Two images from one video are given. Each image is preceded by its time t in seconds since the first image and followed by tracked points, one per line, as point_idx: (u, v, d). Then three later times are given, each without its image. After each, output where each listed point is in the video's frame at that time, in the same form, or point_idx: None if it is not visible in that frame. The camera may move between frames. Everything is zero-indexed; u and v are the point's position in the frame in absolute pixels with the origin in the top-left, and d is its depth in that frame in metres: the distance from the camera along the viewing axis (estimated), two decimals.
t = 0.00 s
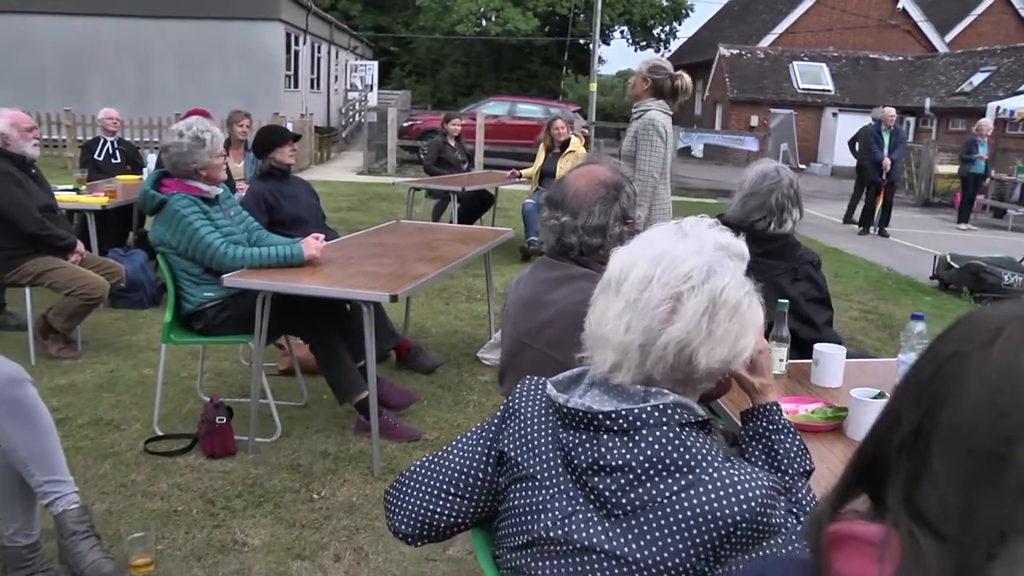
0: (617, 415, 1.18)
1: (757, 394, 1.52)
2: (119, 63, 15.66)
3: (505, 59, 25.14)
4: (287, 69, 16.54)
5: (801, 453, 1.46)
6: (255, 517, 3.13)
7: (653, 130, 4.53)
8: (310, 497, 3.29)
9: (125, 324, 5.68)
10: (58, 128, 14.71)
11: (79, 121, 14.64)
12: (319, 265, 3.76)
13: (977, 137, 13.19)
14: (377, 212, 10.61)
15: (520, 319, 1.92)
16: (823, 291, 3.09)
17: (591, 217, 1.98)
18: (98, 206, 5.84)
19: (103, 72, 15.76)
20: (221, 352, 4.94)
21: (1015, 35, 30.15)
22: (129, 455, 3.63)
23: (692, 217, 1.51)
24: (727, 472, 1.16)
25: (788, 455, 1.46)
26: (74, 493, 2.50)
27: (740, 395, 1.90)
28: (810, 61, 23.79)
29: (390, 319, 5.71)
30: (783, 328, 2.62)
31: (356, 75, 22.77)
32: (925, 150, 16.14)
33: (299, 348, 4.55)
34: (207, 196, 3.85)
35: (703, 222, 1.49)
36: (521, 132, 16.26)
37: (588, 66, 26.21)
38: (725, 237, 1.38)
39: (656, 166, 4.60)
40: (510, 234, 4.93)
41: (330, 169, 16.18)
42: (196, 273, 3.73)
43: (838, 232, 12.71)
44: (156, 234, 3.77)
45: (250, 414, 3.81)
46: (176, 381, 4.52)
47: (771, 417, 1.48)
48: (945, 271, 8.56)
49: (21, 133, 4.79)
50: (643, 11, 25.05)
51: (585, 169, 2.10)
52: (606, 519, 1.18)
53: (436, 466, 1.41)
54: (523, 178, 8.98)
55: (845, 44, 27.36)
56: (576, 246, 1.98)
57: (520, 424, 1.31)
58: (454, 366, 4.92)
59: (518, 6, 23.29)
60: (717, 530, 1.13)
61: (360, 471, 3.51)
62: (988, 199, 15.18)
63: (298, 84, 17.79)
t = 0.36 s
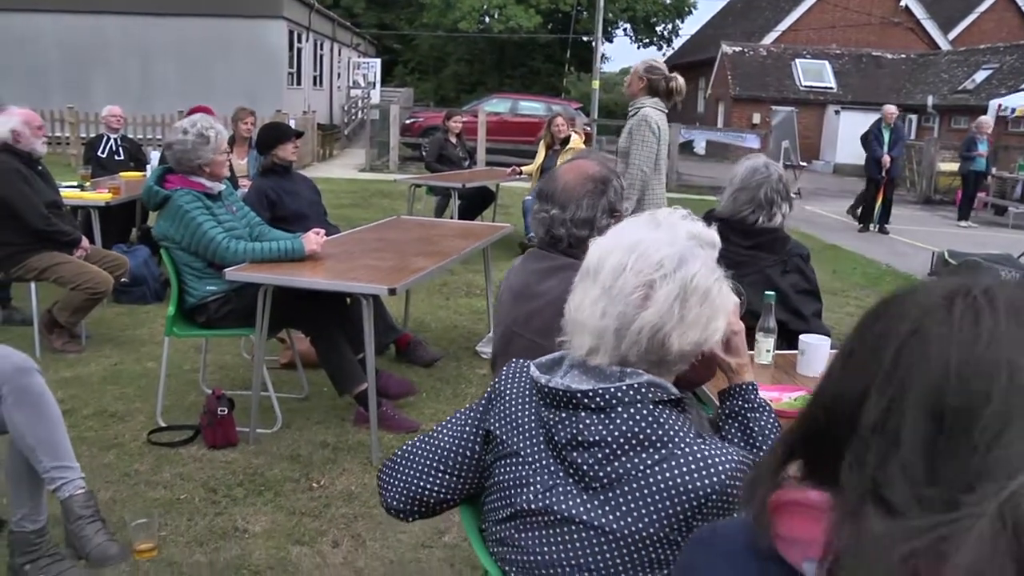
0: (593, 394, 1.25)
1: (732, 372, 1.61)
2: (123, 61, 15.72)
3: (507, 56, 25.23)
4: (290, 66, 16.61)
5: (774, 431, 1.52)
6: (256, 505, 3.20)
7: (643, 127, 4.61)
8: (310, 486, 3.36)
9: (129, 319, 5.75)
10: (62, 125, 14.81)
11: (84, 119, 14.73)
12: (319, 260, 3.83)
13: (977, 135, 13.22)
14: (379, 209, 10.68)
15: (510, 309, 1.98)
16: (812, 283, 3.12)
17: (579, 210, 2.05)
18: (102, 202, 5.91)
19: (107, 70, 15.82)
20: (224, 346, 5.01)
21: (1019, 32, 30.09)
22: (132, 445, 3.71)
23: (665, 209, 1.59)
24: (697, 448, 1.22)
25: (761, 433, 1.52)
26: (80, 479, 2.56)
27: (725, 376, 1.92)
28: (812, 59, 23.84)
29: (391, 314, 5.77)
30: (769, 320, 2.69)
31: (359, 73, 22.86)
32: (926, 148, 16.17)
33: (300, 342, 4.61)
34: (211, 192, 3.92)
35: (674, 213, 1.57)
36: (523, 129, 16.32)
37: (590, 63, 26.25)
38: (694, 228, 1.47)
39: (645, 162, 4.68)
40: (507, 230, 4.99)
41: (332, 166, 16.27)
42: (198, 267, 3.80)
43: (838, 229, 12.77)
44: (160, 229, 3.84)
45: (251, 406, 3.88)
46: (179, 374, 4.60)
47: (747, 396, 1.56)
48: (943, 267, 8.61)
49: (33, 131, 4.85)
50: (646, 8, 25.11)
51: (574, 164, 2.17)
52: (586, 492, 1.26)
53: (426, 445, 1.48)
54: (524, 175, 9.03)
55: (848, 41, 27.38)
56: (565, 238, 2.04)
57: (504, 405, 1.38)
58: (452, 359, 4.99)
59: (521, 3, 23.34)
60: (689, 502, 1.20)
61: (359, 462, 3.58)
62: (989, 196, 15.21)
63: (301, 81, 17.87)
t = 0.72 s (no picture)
0: (563, 380, 1.30)
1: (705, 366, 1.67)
2: (128, 60, 15.79)
3: (512, 54, 25.28)
4: (294, 63, 16.68)
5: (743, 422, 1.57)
6: (253, 495, 3.26)
7: (638, 121, 4.69)
8: (306, 477, 3.42)
9: (132, 314, 5.82)
10: (67, 123, 14.89)
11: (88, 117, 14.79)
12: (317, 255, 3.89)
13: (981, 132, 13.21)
14: (381, 206, 10.73)
15: (496, 301, 2.03)
16: (800, 277, 3.16)
17: (563, 205, 2.10)
18: (106, 199, 5.98)
19: (111, 68, 15.88)
20: (225, 340, 5.08)
21: None
22: (134, 436, 3.77)
23: (637, 205, 1.66)
24: (663, 432, 1.27)
25: (730, 422, 1.57)
26: (80, 468, 2.63)
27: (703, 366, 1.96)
28: (816, 56, 23.82)
29: (389, 309, 5.83)
30: (756, 313, 2.74)
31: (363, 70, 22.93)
32: (929, 145, 16.16)
33: (299, 337, 4.67)
34: (211, 188, 3.98)
35: (644, 208, 1.63)
36: (526, 127, 16.35)
37: (594, 61, 26.26)
38: (663, 223, 1.53)
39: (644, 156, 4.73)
40: (504, 227, 5.04)
41: (336, 164, 16.33)
42: (198, 262, 3.85)
43: (840, 226, 12.79)
44: (161, 225, 3.89)
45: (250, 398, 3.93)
46: (180, 368, 4.66)
47: (717, 388, 1.61)
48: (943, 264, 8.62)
49: (38, 128, 4.92)
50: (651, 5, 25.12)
51: (558, 160, 2.22)
52: (556, 474, 1.31)
53: (409, 431, 1.53)
54: (525, 172, 9.07)
55: (852, 38, 27.33)
56: (549, 232, 2.10)
57: (480, 392, 1.43)
58: (450, 355, 5.04)
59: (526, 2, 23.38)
60: (655, 484, 1.26)
61: (355, 454, 3.64)
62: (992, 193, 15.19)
63: (305, 79, 17.93)
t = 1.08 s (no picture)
0: (529, 368, 1.31)
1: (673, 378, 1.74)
2: (141, 58, 15.92)
3: (524, 53, 25.32)
4: (305, 62, 16.77)
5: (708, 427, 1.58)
6: (250, 485, 3.31)
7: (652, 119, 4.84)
8: (302, 468, 3.47)
9: (138, 308, 5.88)
10: (79, 120, 14.99)
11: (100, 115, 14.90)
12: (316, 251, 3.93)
13: (991, 132, 13.15)
14: (389, 204, 10.78)
15: (480, 296, 2.07)
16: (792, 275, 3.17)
17: (545, 201, 2.13)
18: (113, 194, 6.04)
19: (124, 65, 16.01)
20: (228, 334, 5.13)
21: None
22: (134, 427, 3.83)
23: (613, 200, 1.67)
24: (624, 423, 1.27)
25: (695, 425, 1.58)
26: (76, 455, 2.70)
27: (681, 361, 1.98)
28: (828, 56, 23.74)
29: (391, 306, 5.86)
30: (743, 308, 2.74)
31: (375, 69, 23.00)
32: (941, 145, 16.09)
33: (299, 331, 4.72)
34: (212, 184, 4.02)
35: (621, 202, 1.67)
36: (536, 125, 16.38)
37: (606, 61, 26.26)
38: (638, 220, 1.56)
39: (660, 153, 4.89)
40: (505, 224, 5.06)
41: (346, 162, 16.40)
42: (198, 256, 3.89)
43: (848, 226, 12.76)
44: (163, 220, 3.94)
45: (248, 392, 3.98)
46: (183, 360, 4.72)
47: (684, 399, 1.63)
48: (950, 264, 8.60)
49: (44, 121, 4.86)
50: (662, 5, 25.13)
51: (541, 157, 2.24)
52: (518, 463, 1.32)
53: (384, 420, 1.56)
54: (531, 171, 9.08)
55: (865, 37, 27.21)
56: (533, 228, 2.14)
57: (452, 383, 1.45)
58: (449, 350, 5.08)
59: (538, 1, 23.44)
60: (614, 474, 1.25)
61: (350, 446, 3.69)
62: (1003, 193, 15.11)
63: (316, 77, 18.02)
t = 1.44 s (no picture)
0: (491, 359, 1.36)
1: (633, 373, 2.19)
2: (163, 57, 16.08)
3: (544, 52, 25.29)
4: (325, 60, 16.85)
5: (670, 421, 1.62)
6: (253, 476, 3.37)
7: (666, 119, 4.92)
8: (305, 461, 3.53)
9: (153, 303, 5.97)
10: (101, 118, 15.14)
11: (123, 113, 15.05)
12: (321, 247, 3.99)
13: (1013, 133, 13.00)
14: (405, 203, 10.83)
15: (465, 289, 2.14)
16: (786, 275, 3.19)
17: (529, 198, 2.19)
18: (130, 190, 6.13)
19: (147, 64, 16.18)
20: (239, 329, 5.21)
21: None
22: (143, 418, 3.91)
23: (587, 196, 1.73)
24: (580, 413, 1.32)
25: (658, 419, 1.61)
26: (80, 443, 2.82)
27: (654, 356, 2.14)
28: (850, 56, 23.54)
29: (399, 302, 5.92)
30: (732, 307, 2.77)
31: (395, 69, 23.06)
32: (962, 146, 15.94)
33: (307, 327, 4.79)
34: (219, 181, 4.09)
35: (600, 201, 1.73)
36: (553, 125, 16.39)
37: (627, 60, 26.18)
38: (610, 216, 1.61)
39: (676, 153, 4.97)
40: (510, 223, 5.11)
41: (365, 160, 16.47)
42: (206, 251, 3.97)
43: (866, 227, 12.68)
44: (172, 216, 4.02)
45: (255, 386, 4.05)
46: (193, 354, 4.79)
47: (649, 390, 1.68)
48: (966, 266, 8.53)
49: (63, 118, 4.93)
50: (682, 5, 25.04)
51: (528, 153, 2.29)
52: (478, 450, 1.37)
53: (361, 410, 1.62)
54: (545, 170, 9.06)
55: (888, 37, 26.95)
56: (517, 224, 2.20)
57: (424, 373, 1.51)
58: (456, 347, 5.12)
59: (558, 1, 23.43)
60: (569, 460, 1.29)
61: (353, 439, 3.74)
62: None
63: (336, 75, 18.10)
